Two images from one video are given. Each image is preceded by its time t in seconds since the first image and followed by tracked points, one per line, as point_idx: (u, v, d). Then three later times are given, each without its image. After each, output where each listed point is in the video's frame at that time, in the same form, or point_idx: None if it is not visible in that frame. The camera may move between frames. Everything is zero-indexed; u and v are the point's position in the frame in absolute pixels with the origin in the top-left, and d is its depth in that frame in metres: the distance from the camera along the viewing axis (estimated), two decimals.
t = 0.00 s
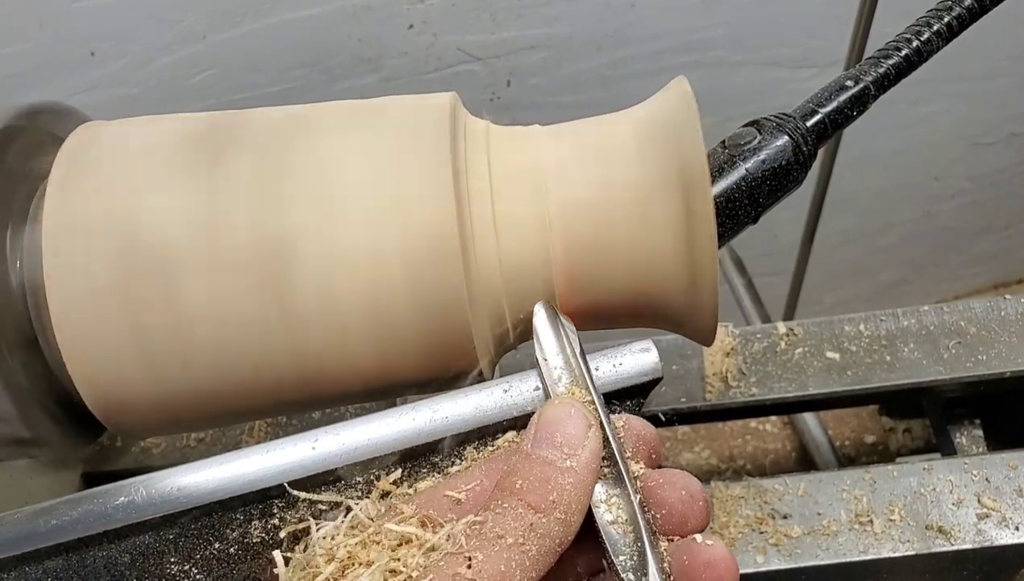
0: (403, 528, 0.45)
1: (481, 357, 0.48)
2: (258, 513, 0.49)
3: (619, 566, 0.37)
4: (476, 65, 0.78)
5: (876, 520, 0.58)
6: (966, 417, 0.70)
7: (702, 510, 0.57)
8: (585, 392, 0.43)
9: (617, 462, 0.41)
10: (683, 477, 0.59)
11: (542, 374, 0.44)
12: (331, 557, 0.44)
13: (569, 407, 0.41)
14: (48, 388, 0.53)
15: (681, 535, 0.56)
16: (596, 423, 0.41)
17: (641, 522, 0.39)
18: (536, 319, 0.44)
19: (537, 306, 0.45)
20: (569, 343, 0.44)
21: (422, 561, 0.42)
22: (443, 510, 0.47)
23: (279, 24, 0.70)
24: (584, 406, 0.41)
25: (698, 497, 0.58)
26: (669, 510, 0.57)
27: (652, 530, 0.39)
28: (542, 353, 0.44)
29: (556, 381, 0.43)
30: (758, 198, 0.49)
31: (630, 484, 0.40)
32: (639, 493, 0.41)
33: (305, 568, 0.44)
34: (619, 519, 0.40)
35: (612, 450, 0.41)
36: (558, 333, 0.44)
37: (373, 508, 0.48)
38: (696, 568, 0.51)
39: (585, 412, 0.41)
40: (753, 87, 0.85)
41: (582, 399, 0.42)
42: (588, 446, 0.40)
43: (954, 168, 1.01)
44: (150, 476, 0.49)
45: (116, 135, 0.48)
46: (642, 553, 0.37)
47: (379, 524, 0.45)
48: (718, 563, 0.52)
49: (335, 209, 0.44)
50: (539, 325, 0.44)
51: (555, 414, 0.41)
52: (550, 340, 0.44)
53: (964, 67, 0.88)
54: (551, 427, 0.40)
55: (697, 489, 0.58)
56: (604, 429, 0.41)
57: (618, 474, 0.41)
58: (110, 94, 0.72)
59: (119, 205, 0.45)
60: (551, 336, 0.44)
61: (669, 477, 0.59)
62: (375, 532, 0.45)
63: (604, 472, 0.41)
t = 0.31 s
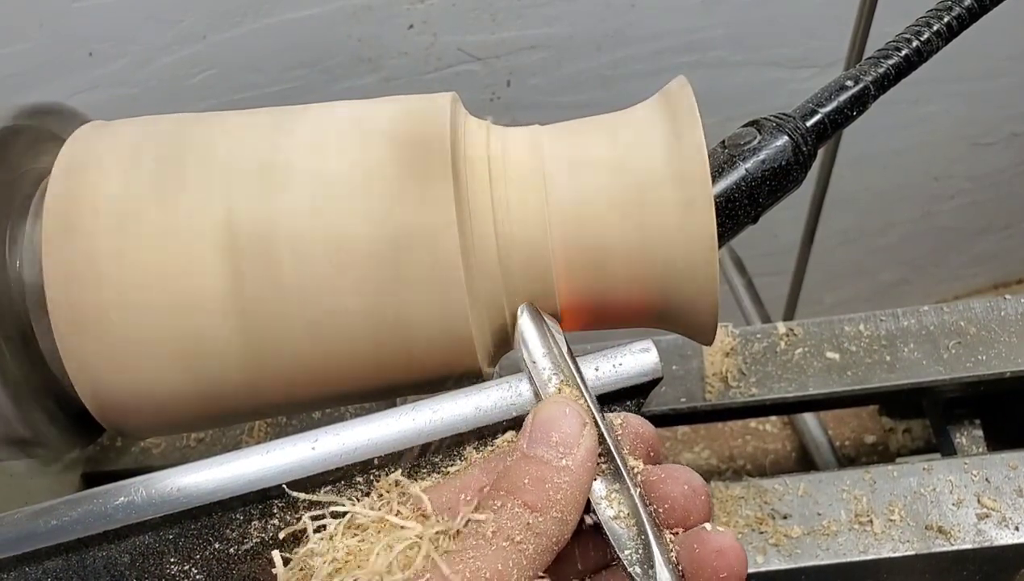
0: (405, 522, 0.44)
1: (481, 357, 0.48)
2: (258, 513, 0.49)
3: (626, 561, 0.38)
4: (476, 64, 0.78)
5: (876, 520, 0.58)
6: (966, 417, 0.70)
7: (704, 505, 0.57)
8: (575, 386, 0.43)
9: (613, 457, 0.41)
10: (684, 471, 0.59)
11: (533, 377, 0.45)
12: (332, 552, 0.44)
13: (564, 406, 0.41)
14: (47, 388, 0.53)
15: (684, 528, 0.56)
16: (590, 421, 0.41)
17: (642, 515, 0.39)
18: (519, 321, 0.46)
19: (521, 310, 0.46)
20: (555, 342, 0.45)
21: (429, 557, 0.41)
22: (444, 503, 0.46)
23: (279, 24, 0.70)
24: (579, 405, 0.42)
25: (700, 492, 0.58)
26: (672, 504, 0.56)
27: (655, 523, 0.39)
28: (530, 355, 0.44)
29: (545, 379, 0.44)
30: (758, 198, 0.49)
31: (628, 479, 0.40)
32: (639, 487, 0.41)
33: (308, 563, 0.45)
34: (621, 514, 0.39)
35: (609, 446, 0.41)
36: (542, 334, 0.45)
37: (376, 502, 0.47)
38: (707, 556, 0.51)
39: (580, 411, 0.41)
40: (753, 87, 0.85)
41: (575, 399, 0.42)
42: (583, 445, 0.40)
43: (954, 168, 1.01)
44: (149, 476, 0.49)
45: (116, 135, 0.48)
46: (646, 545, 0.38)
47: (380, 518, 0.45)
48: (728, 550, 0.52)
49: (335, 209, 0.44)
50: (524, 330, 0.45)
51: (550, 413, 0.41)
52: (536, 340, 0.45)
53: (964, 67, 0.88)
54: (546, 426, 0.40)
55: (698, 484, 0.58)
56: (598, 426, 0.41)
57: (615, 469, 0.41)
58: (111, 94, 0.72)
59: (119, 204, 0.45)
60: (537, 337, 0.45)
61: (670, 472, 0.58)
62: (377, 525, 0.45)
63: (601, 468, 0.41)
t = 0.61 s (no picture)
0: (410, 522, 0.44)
1: (481, 359, 0.48)
2: (258, 513, 0.49)
3: (630, 558, 0.38)
4: (476, 65, 0.78)
5: (876, 520, 0.58)
6: (966, 417, 0.70)
7: (707, 505, 0.57)
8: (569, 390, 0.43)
9: (613, 457, 0.41)
10: (687, 472, 0.59)
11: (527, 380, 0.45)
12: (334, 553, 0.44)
13: (564, 407, 0.41)
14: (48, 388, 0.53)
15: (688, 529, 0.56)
16: (589, 423, 0.41)
17: (645, 512, 0.38)
18: (512, 326, 0.45)
19: (511, 315, 0.46)
20: (547, 345, 0.45)
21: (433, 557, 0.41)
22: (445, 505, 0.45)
23: (279, 24, 0.70)
24: (577, 407, 0.42)
25: (703, 492, 0.58)
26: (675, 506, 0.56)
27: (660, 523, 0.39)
28: (523, 358, 0.44)
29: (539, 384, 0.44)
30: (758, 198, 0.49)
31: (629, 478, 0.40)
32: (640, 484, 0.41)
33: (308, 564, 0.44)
34: (624, 512, 0.39)
35: (607, 447, 0.41)
36: (535, 338, 0.45)
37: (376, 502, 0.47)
38: (712, 554, 0.52)
39: (578, 412, 0.41)
40: (753, 87, 0.85)
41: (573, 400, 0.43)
42: (582, 446, 0.40)
43: (954, 167, 1.01)
44: (150, 476, 0.49)
45: (117, 135, 0.48)
46: (649, 542, 0.38)
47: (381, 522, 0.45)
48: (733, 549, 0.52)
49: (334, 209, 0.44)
50: (516, 333, 0.45)
51: (549, 415, 0.41)
52: (529, 344, 0.44)
53: (964, 66, 0.88)
54: (546, 428, 0.41)
55: (700, 483, 0.58)
56: (597, 429, 0.41)
57: (615, 468, 0.41)
58: (111, 94, 0.72)
59: (119, 203, 0.45)
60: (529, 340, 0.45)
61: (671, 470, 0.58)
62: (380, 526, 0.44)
63: (600, 467, 0.41)
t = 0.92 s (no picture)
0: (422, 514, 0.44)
1: (481, 358, 0.48)
2: (258, 513, 0.49)
3: (618, 569, 0.38)
4: (476, 65, 0.78)
5: (876, 520, 0.58)
6: (966, 417, 0.70)
7: (704, 519, 0.58)
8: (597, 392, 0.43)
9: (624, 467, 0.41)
10: (686, 484, 0.59)
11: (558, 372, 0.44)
12: (340, 548, 0.43)
13: (581, 409, 0.41)
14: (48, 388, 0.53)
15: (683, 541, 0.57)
16: (605, 426, 0.41)
17: (642, 526, 0.39)
18: (554, 314, 0.45)
19: (556, 305, 0.45)
20: (585, 343, 0.44)
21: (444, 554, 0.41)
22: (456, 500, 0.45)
23: (279, 24, 0.70)
24: (596, 411, 0.41)
25: (701, 505, 0.58)
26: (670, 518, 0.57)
27: (653, 538, 0.39)
28: (558, 350, 0.44)
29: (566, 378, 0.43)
30: (758, 198, 0.49)
31: (635, 490, 0.40)
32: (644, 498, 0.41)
33: (312, 558, 0.43)
34: (621, 524, 0.40)
35: (620, 453, 0.41)
36: (575, 333, 0.44)
37: (379, 501, 0.46)
38: (696, 575, 0.52)
39: (595, 415, 0.41)
40: (753, 87, 0.85)
41: (595, 403, 0.42)
42: (597, 448, 0.40)
43: (954, 168, 1.01)
44: (149, 476, 0.49)
45: (117, 134, 0.49)
46: (641, 558, 0.38)
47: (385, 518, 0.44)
48: (720, 569, 0.53)
49: (335, 210, 0.44)
50: (556, 321, 0.44)
51: (565, 416, 0.41)
52: (565, 339, 0.44)
53: (964, 67, 0.88)
54: (561, 427, 0.41)
55: (699, 497, 0.58)
56: (613, 433, 0.41)
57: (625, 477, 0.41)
58: (111, 94, 0.72)
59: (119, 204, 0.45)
60: (568, 335, 0.44)
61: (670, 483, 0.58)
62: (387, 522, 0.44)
63: (610, 476, 0.42)
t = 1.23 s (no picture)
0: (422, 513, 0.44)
1: (481, 358, 0.48)
2: (258, 513, 0.49)
3: (619, 568, 0.38)
4: (476, 64, 0.78)
5: (876, 520, 0.58)
6: (966, 417, 0.68)
7: (704, 516, 0.58)
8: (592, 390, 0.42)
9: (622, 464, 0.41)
10: (684, 482, 0.59)
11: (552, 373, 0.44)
12: (337, 549, 0.43)
13: (578, 409, 0.41)
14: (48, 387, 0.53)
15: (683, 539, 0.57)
16: (603, 425, 0.41)
17: (641, 524, 0.38)
18: (547, 317, 0.46)
19: (547, 307, 0.46)
20: (579, 344, 0.44)
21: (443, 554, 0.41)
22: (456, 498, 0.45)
23: (279, 24, 0.70)
24: (593, 410, 0.41)
25: (701, 503, 0.58)
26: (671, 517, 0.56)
27: (655, 534, 0.39)
28: (551, 351, 0.44)
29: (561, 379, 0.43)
30: (758, 198, 0.49)
31: (633, 487, 0.40)
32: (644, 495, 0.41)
33: (310, 559, 0.43)
34: (622, 522, 0.39)
35: (618, 452, 0.41)
36: (569, 335, 0.44)
37: (379, 502, 0.46)
38: (697, 574, 0.52)
39: (592, 415, 0.41)
40: (753, 87, 0.85)
41: (592, 404, 0.42)
42: (594, 448, 0.40)
43: (954, 168, 1.01)
44: (150, 476, 0.49)
45: (117, 134, 0.49)
46: (642, 556, 0.38)
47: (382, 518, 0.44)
48: (721, 567, 0.52)
49: (335, 210, 0.44)
50: (549, 323, 0.45)
51: (562, 414, 0.41)
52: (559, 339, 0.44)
53: (964, 66, 0.88)
54: (558, 427, 0.41)
55: (698, 495, 0.58)
56: (611, 433, 0.41)
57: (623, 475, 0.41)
58: (111, 94, 0.72)
59: (119, 204, 0.45)
60: (562, 336, 0.44)
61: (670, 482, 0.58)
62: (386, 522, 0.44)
63: (608, 475, 0.41)
